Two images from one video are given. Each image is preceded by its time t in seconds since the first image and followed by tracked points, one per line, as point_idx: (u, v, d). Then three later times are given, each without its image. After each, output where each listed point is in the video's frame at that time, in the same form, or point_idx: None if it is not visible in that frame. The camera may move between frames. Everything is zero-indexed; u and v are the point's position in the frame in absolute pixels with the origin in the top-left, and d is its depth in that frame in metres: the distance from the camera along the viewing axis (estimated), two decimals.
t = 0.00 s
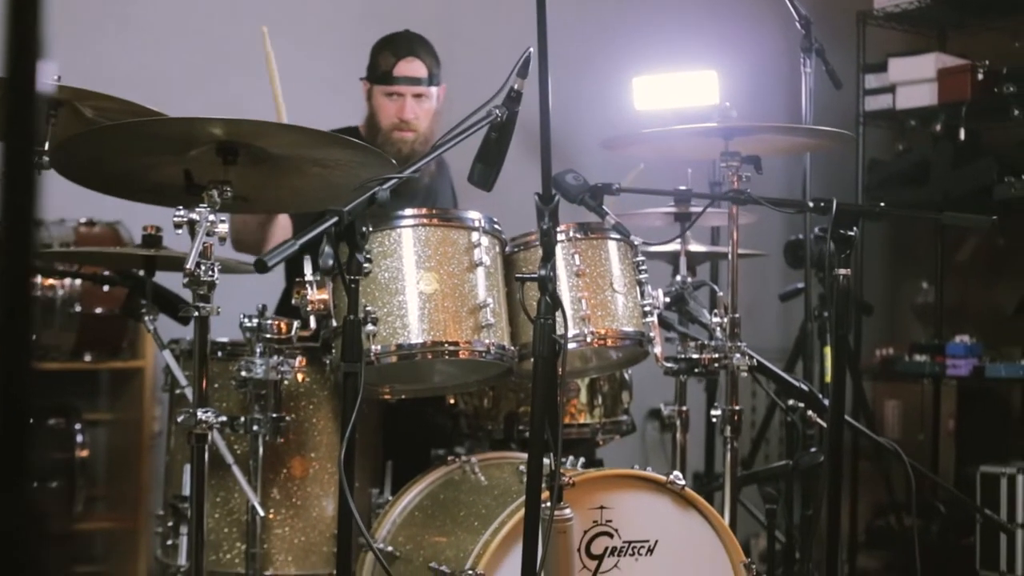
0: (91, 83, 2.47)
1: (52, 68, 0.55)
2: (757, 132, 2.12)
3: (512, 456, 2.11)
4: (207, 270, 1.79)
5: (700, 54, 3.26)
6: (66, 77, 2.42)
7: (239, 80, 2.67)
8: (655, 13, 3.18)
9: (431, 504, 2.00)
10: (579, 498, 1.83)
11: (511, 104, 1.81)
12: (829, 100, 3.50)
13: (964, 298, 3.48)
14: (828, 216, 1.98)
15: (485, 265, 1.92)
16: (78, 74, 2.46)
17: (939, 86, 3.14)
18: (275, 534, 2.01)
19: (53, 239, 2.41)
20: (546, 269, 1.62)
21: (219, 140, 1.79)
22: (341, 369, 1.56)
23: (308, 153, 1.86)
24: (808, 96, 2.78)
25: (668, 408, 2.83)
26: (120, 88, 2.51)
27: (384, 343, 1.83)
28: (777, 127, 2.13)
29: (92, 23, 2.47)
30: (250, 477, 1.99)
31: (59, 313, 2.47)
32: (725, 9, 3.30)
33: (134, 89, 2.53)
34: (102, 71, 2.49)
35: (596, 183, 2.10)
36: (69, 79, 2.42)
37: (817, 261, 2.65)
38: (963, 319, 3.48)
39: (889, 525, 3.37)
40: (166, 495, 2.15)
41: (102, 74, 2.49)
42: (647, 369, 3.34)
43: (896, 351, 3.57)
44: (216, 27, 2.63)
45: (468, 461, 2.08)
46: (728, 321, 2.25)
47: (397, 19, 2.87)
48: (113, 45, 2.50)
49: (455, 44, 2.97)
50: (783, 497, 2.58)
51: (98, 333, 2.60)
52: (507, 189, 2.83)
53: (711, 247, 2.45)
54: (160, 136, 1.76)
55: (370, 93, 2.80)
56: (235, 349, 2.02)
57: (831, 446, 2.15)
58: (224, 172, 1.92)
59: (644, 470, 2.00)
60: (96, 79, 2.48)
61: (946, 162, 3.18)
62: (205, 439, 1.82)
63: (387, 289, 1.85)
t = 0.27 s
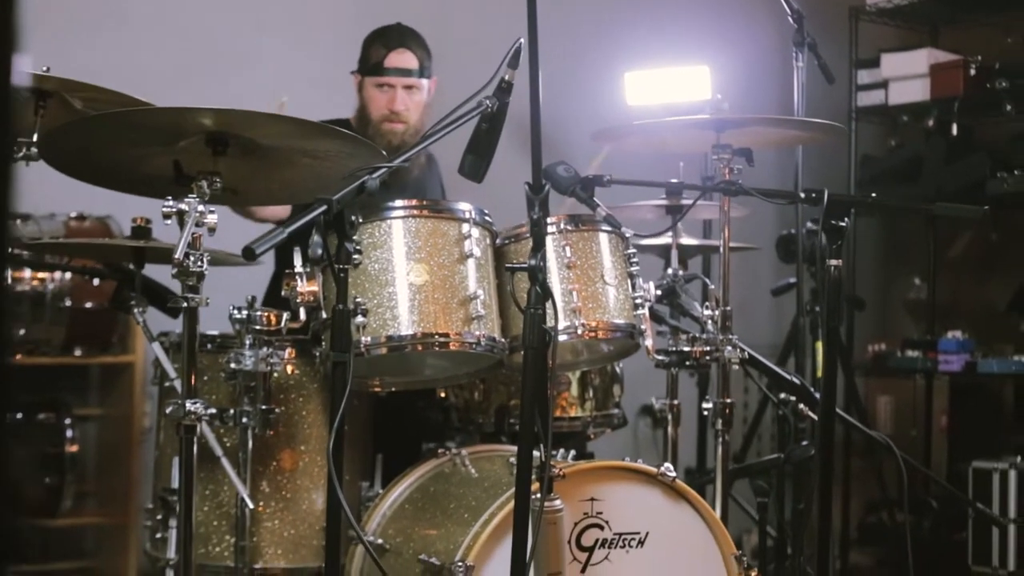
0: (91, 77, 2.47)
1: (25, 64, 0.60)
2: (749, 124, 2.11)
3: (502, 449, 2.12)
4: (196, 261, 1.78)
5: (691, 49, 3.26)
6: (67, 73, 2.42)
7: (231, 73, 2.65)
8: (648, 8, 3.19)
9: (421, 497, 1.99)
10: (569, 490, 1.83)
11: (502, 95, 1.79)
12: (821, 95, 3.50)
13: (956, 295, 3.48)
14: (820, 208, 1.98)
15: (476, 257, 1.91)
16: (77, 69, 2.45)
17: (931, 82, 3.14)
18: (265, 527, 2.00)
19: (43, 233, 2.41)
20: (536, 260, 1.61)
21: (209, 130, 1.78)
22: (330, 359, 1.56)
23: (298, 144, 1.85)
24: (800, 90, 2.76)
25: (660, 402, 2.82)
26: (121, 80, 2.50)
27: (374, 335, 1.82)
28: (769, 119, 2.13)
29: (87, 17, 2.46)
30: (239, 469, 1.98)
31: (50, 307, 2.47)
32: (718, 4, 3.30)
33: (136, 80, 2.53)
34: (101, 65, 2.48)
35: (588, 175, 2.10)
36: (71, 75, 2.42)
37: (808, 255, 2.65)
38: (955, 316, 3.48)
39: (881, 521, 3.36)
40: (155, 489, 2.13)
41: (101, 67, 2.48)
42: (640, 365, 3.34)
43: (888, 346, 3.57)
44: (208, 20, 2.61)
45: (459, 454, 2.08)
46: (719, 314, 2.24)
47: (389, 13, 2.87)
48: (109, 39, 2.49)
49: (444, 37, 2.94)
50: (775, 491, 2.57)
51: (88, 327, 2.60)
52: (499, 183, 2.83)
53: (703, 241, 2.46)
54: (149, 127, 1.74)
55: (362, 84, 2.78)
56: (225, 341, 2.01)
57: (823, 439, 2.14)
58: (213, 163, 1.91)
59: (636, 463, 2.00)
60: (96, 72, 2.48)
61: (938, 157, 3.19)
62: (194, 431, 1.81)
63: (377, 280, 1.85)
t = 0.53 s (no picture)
0: (103, 72, 2.52)
1: None
2: (736, 114, 2.11)
3: (488, 441, 2.11)
4: (180, 250, 1.77)
5: (680, 42, 3.25)
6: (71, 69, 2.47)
7: (218, 64, 2.64)
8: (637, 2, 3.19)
9: (407, 488, 1.98)
10: (555, 480, 1.82)
11: (489, 84, 1.79)
12: (810, 88, 3.51)
13: (945, 291, 3.49)
14: (807, 196, 1.98)
15: (462, 247, 1.90)
16: (88, 67, 2.51)
17: (920, 76, 3.15)
18: (250, 519, 1.99)
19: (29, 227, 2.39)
20: (521, 247, 1.61)
21: (193, 119, 1.76)
22: (314, 347, 1.55)
23: (282, 133, 1.84)
24: (789, 83, 2.77)
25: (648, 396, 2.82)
26: (112, 71, 2.53)
27: (360, 325, 1.81)
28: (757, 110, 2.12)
29: (90, 17, 2.51)
30: (224, 461, 1.97)
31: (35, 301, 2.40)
32: None
33: (146, 72, 2.56)
34: (91, 57, 2.52)
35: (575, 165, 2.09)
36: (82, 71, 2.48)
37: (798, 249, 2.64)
38: (945, 312, 3.48)
39: (869, 516, 3.36)
40: (139, 481, 2.12)
41: (111, 63, 2.53)
42: (629, 359, 3.34)
43: (877, 342, 3.57)
44: (194, 12, 2.61)
45: (445, 445, 2.06)
46: (706, 305, 2.24)
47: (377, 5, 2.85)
48: (112, 34, 2.54)
49: (434, 29, 2.92)
50: (763, 483, 2.57)
51: (74, 321, 2.51)
52: (487, 175, 2.83)
53: (691, 233, 2.46)
54: (133, 115, 1.73)
55: (348, 77, 2.77)
56: (211, 332, 2.00)
57: (810, 431, 2.14)
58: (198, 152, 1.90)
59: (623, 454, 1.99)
60: (107, 67, 2.53)
61: (926, 151, 3.15)
62: (178, 421, 1.79)
63: (363, 270, 1.84)
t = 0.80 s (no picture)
0: (102, 68, 2.51)
1: None
2: (728, 109, 2.10)
3: (479, 437, 2.10)
4: (169, 244, 1.76)
5: (673, 39, 3.25)
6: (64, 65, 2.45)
7: (209, 60, 2.63)
8: None
9: (397, 485, 1.97)
10: (547, 476, 1.81)
11: (479, 78, 1.78)
12: (803, 84, 3.51)
13: (937, 289, 3.49)
14: (800, 189, 1.97)
15: (452, 242, 1.89)
16: (93, 66, 2.50)
17: (913, 73, 3.14)
18: (239, 515, 1.98)
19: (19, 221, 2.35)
20: (512, 241, 1.60)
21: (182, 112, 1.75)
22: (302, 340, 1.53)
23: (272, 127, 1.83)
24: (782, 79, 2.76)
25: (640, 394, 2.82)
26: (103, 66, 2.51)
27: (350, 320, 1.80)
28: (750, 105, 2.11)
29: (91, 17, 2.50)
30: (213, 458, 1.95)
31: (25, 298, 2.37)
32: None
33: (146, 68, 2.56)
34: (85, 52, 2.49)
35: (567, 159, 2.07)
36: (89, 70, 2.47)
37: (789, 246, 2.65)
38: (937, 310, 3.49)
39: (862, 513, 3.36)
40: (129, 478, 2.11)
41: (115, 60, 2.53)
42: (620, 356, 3.33)
43: (869, 339, 3.55)
44: (185, 7, 2.60)
45: (435, 441, 2.05)
46: (698, 301, 2.24)
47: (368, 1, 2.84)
48: (113, 32, 2.52)
49: (425, 24, 2.92)
50: (755, 480, 2.57)
51: (62, 317, 2.45)
52: (480, 172, 2.82)
53: (683, 229, 2.46)
54: (123, 108, 1.72)
55: (343, 71, 2.72)
56: (200, 328, 1.99)
57: (802, 427, 2.13)
58: (187, 146, 1.88)
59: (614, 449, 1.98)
60: (110, 66, 2.52)
61: (919, 148, 3.19)
62: (166, 416, 1.77)
63: (352, 265, 1.83)
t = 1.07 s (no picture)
0: (98, 66, 2.50)
1: None
2: (726, 108, 2.09)
3: (475, 439, 2.08)
4: (162, 243, 1.74)
5: (669, 38, 3.24)
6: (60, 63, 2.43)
7: (205, 58, 2.62)
8: None
9: (393, 486, 1.95)
10: (543, 477, 1.80)
11: (475, 76, 1.76)
12: (800, 83, 3.50)
13: (935, 288, 3.49)
14: (798, 188, 1.96)
15: (448, 242, 1.88)
16: (89, 65, 2.49)
17: (911, 72, 3.13)
18: (234, 517, 1.96)
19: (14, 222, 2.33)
20: (508, 240, 1.58)
21: (176, 111, 1.74)
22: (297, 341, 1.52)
23: (266, 125, 1.81)
24: (779, 78, 2.75)
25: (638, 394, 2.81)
26: (100, 65, 2.50)
27: (345, 320, 1.79)
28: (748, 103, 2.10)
29: (90, 17, 2.48)
30: (208, 460, 1.94)
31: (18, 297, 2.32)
32: None
33: (142, 66, 2.54)
34: (81, 51, 2.48)
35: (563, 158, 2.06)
36: (88, 70, 2.46)
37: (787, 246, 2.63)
38: (934, 310, 3.48)
39: (861, 514, 3.35)
40: (123, 478, 2.09)
41: (113, 60, 2.51)
42: (618, 356, 3.32)
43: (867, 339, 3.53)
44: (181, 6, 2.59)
45: (431, 442, 2.04)
46: (696, 301, 2.22)
47: None
48: (110, 31, 2.51)
49: (421, 24, 2.90)
50: (753, 480, 2.55)
51: (56, 318, 2.45)
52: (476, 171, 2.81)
53: (681, 228, 2.45)
54: (117, 106, 1.70)
55: (332, 69, 2.68)
56: (194, 328, 1.97)
57: (800, 428, 2.12)
58: (180, 145, 1.87)
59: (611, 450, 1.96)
60: (107, 65, 2.50)
61: (917, 147, 3.16)
62: (159, 418, 1.76)
63: (347, 265, 1.82)
